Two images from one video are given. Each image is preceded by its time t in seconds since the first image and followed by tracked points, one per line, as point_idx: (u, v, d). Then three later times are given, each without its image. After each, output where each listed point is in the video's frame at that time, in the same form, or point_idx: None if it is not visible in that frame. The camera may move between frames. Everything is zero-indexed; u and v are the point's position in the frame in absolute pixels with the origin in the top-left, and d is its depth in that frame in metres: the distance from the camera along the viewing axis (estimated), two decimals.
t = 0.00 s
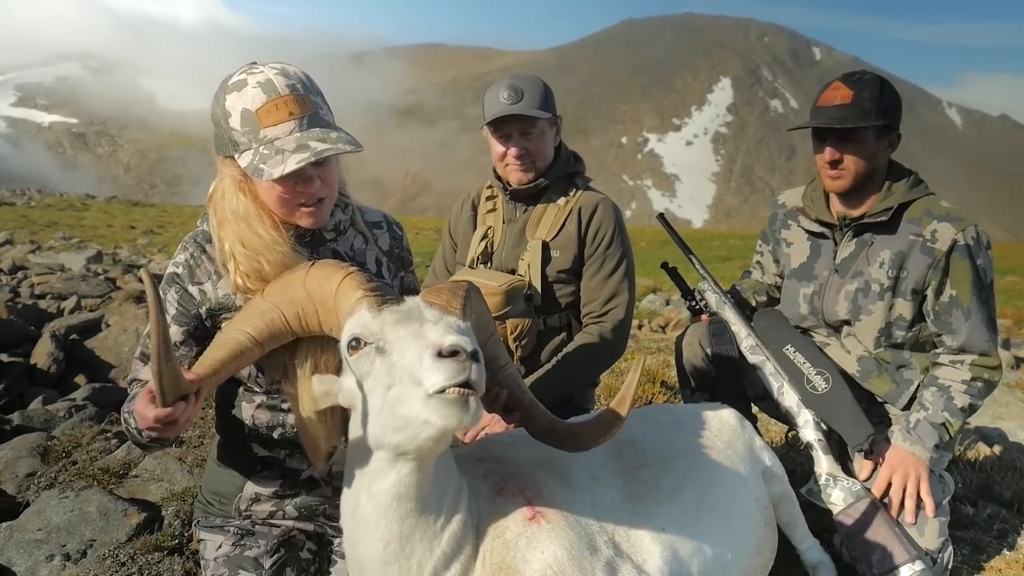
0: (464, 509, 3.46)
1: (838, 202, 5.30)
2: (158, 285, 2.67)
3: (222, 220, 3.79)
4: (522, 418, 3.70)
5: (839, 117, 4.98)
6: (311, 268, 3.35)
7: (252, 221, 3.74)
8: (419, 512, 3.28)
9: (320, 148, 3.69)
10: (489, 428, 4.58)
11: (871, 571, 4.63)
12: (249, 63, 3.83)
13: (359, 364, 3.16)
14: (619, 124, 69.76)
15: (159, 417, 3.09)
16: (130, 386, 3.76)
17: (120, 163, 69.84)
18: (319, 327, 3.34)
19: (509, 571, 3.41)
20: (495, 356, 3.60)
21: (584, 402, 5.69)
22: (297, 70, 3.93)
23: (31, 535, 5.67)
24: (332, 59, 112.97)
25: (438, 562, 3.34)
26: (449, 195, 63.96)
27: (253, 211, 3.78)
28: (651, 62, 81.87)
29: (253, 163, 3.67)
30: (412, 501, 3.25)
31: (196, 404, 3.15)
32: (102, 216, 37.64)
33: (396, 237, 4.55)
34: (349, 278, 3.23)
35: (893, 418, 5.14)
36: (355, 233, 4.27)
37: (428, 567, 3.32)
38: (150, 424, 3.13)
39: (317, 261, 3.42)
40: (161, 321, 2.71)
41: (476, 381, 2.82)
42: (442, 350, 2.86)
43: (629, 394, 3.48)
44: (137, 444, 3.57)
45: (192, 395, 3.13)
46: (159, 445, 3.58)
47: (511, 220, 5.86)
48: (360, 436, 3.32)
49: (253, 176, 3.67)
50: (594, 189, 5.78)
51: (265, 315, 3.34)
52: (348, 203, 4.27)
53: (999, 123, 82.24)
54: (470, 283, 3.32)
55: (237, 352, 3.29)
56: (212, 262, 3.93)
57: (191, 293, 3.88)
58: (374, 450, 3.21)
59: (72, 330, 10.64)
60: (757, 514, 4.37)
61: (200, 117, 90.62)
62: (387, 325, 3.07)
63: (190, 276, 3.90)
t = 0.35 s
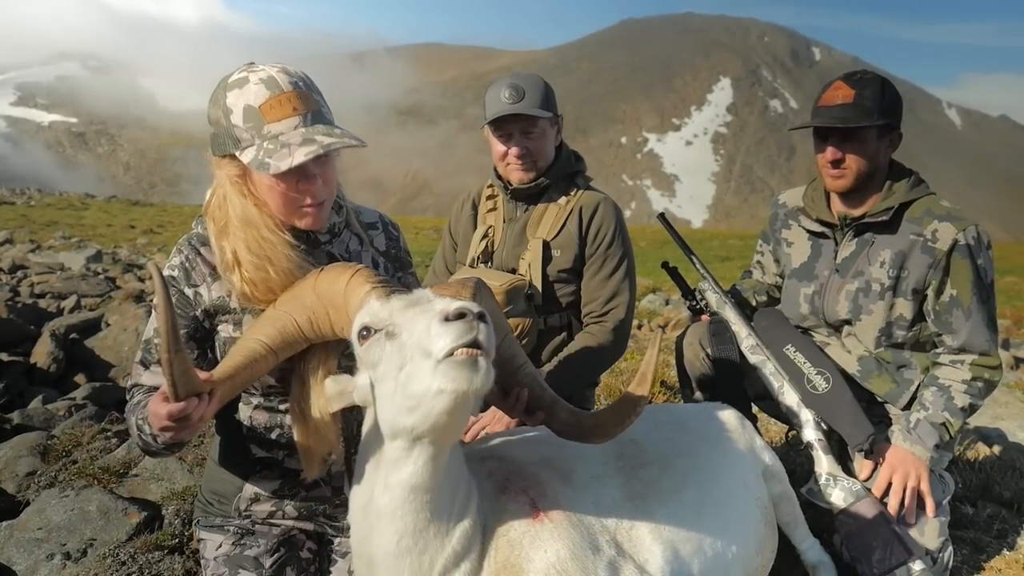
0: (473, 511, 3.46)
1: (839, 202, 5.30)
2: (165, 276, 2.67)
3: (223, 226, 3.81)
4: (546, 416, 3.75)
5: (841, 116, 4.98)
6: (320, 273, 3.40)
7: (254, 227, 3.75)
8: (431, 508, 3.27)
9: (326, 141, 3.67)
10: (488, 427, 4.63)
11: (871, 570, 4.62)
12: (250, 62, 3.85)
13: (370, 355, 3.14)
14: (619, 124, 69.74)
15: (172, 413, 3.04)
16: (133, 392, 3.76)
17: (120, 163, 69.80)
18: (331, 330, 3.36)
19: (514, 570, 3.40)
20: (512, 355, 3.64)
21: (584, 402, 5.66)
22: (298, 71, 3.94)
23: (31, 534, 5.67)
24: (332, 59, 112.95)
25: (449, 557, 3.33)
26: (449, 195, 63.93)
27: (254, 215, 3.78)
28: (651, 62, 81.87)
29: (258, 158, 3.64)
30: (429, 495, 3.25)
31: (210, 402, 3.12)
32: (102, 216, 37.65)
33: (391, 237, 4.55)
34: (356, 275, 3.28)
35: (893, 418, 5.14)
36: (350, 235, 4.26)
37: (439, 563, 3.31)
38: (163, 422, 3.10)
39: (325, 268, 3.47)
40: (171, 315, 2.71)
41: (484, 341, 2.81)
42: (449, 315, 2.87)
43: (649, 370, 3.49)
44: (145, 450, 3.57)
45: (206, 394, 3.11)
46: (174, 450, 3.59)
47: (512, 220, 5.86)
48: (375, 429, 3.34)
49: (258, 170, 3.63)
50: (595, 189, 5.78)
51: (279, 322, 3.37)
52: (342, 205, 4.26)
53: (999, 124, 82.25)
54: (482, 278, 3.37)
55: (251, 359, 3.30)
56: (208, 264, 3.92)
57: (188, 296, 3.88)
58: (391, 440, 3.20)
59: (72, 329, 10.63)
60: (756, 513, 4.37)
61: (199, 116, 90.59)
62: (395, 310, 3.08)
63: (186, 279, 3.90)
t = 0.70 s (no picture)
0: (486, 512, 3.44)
1: (839, 203, 5.30)
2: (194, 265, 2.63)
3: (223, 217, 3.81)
4: (567, 416, 3.69)
5: (843, 117, 4.98)
6: (340, 274, 3.40)
7: (254, 217, 3.74)
8: (448, 502, 3.26)
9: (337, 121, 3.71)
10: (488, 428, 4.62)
11: (871, 571, 4.56)
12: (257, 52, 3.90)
13: (394, 347, 3.13)
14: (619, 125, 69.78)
15: (199, 401, 2.97)
16: (136, 398, 3.75)
17: (119, 163, 69.83)
18: (353, 331, 3.34)
19: (520, 570, 3.39)
20: (533, 356, 3.59)
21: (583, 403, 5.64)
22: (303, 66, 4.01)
23: (31, 535, 5.66)
24: (332, 59, 112.98)
25: (463, 552, 3.31)
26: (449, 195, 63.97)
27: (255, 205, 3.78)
28: (651, 63, 81.93)
29: (268, 133, 3.63)
30: (449, 487, 3.24)
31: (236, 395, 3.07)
32: (102, 216, 37.68)
33: (389, 238, 4.52)
34: (378, 273, 3.28)
35: (893, 418, 5.14)
36: (347, 237, 4.24)
37: (452, 557, 3.28)
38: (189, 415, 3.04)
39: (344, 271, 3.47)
40: (200, 305, 2.65)
41: (513, 316, 2.84)
42: (477, 293, 2.90)
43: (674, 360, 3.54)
44: (156, 454, 3.53)
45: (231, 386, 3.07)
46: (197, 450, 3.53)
47: (512, 221, 5.86)
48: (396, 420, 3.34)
49: (267, 146, 3.63)
50: (595, 190, 5.78)
51: (300, 324, 3.36)
52: (338, 206, 4.25)
53: (998, 125, 82.36)
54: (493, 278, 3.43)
55: (274, 360, 3.27)
56: (205, 265, 3.84)
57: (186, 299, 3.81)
58: (415, 429, 3.19)
59: (72, 330, 10.63)
60: (756, 514, 4.37)
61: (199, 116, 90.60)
62: (418, 299, 3.09)
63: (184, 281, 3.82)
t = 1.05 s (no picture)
0: (493, 514, 3.44)
1: (839, 203, 5.30)
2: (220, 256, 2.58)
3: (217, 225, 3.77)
4: (577, 417, 3.69)
5: (844, 117, 4.98)
6: (357, 269, 3.39)
7: (251, 227, 3.73)
8: (458, 502, 3.25)
9: (332, 131, 3.67)
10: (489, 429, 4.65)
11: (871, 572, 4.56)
12: (249, 55, 3.83)
13: (414, 346, 3.13)
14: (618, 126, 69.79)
15: (219, 395, 2.92)
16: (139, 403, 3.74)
17: (119, 163, 69.85)
18: (369, 328, 3.35)
19: (523, 569, 3.39)
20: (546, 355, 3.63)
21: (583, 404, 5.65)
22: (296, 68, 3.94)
23: (29, 535, 5.65)
24: (332, 60, 113.03)
25: (472, 551, 3.30)
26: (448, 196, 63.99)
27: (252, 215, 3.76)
28: (650, 65, 82.00)
29: (263, 147, 3.60)
30: (462, 486, 3.24)
31: (255, 390, 3.04)
32: (101, 216, 37.71)
33: (387, 239, 4.50)
34: (397, 268, 3.28)
35: (893, 420, 5.14)
36: (345, 238, 4.23)
37: (461, 557, 3.27)
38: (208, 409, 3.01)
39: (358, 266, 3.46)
40: (224, 295, 2.62)
41: (541, 322, 2.85)
42: (505, 297, 2.92)
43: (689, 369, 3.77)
44: (167, 454, 3.50)
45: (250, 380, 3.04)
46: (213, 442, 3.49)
47: (512, 222, 5.86)
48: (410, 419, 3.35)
49: (263, 160, 3.59)
50: (595, 191, 5.78)
51: (316, 317, 3.34)
52: (337, 207, 4.23)
53: (998, 127, 82.44)
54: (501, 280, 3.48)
55: (287, 352, 3.26)
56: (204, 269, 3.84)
57: (187, 301, 3.80)
58: (432, 430, 3.19)
59: (71, 330, 10.62)
60: (757, 516, 4.38)
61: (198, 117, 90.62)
62: (441, 300, 3.09)
63: (184, 283, 3.81)
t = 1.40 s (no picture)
0: (495, 517, 3.42)
1: (838, 203, 5.29)
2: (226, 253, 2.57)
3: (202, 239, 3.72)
4: (586, 422, 3.67)
5: (842, 117, 4.98)
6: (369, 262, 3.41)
7: (239, 239, 3.69)
8: (460, 507, 3.24)
9: (325, 142, 3.63)
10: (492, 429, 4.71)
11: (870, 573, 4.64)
12: (235, 62, 3.75)
13: (421, 349, 3.14)
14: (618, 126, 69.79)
15: (222, 391, 2.94)
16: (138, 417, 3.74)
17: (118, 163, 69.86)
18: (380, 321, 3.37)
19: (524, 569, 3.39)
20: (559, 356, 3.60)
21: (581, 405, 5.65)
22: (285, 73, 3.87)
23: (28, 536, 5.65)
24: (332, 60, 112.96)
25: (474, 553, 3.30)
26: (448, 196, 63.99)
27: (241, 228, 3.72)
28: (650, 65, 82.03)
29: (253, 160, 3.55)
30: (466, 490, 3.24)
31: (260, 384, 3.06)
32: (100, 217, 37.69)
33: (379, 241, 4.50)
34: (409, 265, 3.28)
35: (892, 420, 5.14)
36: (337, 243, 4.22)
37: (463, 558, 3.27)
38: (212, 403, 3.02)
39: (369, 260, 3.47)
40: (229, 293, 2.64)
41: (546, 341, 2.82)
42: (511, 313, 2.87)
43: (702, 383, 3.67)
44: (174, 456, 3.48)
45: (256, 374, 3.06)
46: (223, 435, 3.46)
47: (510, 223, 5.86)
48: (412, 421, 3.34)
49: (254, 173, 3.54)
50: (594, 191, 5.78)
51: (327, 309, 3.36)
52: (328, 211, 4.21)
53: (997, 128, 82.44)
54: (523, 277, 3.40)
55: (297, 344, 3.28)
56: (195, 279, 3.84)
57: (180, 313, 3.81)
58: (434, 434, 3.17)
59: (71, 330, 10.63)
60: (756, 516, 4.39)
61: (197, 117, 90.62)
62: (451, 305, 3.09)
63: (176, 295, 3.81)
